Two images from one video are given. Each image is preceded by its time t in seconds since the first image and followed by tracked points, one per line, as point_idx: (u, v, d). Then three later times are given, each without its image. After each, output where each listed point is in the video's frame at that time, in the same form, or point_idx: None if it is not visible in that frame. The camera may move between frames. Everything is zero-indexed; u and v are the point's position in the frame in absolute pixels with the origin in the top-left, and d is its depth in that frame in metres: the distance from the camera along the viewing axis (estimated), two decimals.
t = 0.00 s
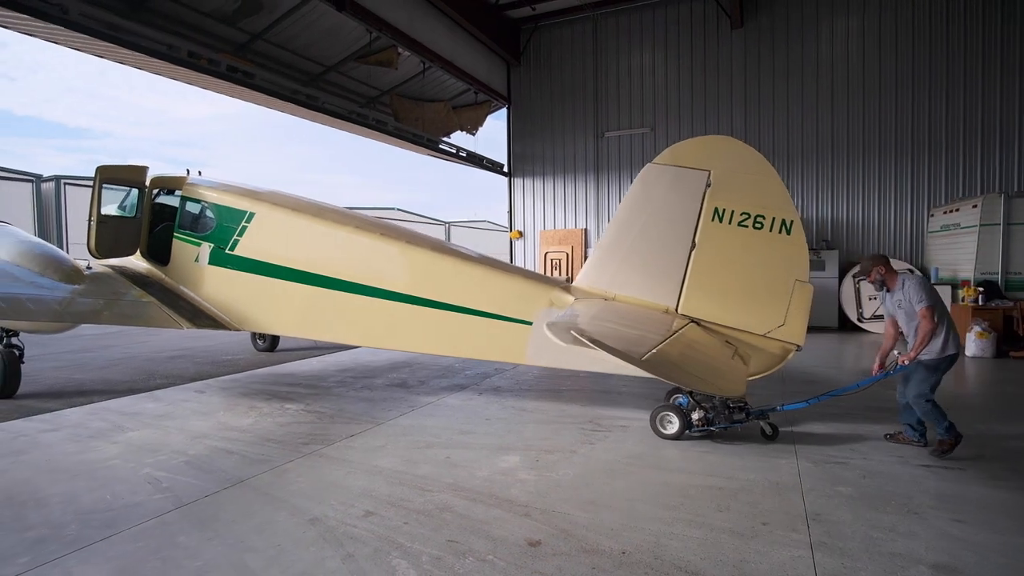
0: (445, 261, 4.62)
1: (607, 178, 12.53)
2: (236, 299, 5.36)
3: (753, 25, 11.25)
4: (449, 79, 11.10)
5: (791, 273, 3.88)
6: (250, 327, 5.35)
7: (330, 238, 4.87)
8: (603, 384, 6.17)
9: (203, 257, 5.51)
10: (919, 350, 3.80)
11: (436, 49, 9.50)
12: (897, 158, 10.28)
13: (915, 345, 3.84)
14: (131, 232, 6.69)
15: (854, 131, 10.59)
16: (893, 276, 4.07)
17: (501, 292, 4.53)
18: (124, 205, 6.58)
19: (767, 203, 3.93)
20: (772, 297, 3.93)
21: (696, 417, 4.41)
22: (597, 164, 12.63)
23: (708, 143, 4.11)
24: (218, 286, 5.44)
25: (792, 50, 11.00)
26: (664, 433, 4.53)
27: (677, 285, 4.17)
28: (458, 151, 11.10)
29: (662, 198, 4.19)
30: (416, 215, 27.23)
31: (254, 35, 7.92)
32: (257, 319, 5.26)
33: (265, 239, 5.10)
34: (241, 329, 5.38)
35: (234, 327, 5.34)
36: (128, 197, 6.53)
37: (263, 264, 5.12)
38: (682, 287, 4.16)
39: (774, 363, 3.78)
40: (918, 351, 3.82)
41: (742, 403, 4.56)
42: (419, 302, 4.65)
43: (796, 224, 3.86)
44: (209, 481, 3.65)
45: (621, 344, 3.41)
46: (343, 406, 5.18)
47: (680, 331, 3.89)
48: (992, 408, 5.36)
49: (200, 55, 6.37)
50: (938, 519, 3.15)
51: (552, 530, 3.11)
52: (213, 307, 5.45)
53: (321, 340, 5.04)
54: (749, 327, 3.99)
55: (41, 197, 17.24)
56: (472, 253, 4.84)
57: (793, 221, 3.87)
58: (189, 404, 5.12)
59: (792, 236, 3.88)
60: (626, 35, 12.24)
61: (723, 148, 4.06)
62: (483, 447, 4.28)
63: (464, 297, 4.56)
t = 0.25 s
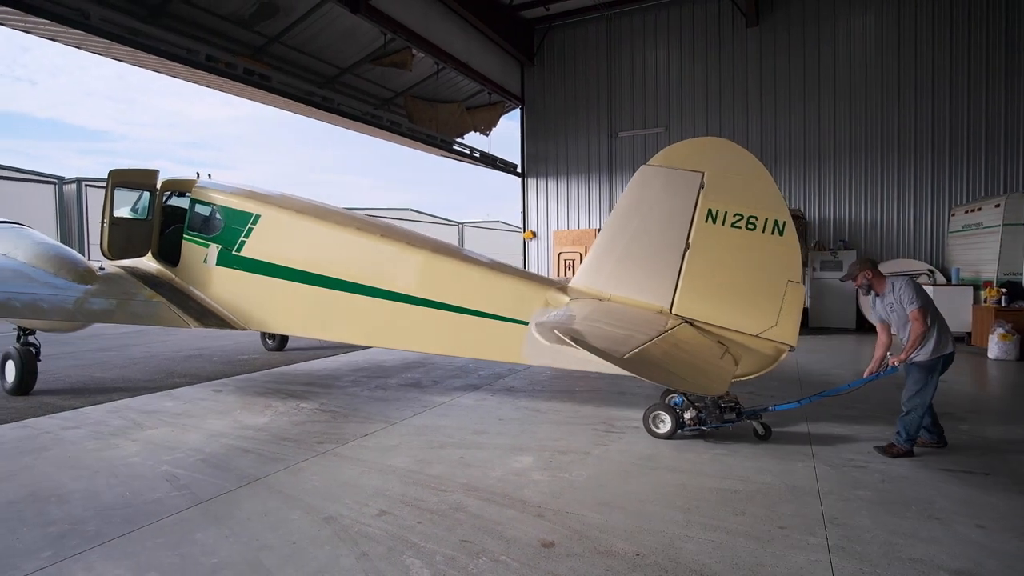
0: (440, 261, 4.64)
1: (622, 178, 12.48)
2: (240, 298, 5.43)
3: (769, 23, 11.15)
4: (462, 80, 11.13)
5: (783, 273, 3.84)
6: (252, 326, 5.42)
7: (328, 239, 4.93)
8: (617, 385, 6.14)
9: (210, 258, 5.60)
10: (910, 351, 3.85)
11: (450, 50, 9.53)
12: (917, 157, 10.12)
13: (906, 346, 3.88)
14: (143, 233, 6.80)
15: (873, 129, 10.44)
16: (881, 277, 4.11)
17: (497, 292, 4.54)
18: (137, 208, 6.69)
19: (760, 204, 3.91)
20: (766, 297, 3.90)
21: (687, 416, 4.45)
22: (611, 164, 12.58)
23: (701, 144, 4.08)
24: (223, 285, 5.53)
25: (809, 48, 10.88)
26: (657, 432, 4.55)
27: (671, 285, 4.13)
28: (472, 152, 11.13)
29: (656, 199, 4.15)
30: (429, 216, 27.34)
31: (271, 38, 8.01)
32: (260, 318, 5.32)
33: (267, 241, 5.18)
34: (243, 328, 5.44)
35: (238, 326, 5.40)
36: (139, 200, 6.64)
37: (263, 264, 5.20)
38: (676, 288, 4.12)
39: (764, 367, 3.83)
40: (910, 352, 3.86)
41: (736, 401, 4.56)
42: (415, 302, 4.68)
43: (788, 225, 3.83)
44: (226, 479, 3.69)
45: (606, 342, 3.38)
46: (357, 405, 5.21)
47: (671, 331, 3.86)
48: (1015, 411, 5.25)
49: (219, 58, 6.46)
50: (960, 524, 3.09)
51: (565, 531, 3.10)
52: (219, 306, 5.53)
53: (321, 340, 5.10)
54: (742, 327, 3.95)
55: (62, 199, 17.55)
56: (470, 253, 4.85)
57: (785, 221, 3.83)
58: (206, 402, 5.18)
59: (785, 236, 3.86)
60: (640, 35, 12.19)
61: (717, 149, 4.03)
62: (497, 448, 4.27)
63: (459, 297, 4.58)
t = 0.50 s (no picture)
0: (440, 262, 4.72)
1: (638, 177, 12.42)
2: (249, 298, 5.54)
3: (787, 20, 11.01)
4: (478, 81, 11.16)
5: (779, 274, 3.83)
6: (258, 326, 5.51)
7: (331, 240, 5.01)
8: (633, 386, 6.10)
9: (222, 259, 5.72)
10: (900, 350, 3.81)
11: (466, 51, 9.55)
12: (940, 154, 9.92)
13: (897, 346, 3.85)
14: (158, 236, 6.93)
15: (895, 127, 10.24)
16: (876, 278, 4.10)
17: (498, 292, 4.60)
18: (152, 211, 6.83)
19: (756, 205, 3.89)
20: (762, 297, 3.89)
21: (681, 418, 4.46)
22: (627, 164, 12.52)
23: (698, 144, 4.05)
24: (233, 286, 5.65)
25: (829, 45, 10.72)
26: (653, 431, 4.56)
27: (668, 285, 4.11)
28: (487, 152, 11.15)
29: (653, 200, 4.13)
30: (444, 217, 27.42)
31: (289, 41, 8.09)
32: (268, 318, 5.43)
33: (273, 242, 5.29)
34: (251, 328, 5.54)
35: (247, 326, 5.50)
36: (154, 202, 6.77)
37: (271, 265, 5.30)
38: (673, 288, 4.10)
39: (758, 366, 3.83)
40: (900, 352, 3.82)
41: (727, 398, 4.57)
42: (416, 301, 4.77)
43: (784, 226, 3.80)
44: (246, 477, 3.73)
45: (598, 341, 3.38)
46: (373, 405, 5.25)
47: (667, 331, 3.86)
48: None
49: (239, 61, 6.55)
50: (987, 531, 3.01)
51: (581, 532, 3.08)
52: (229, 306, 5.67)
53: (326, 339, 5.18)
54: (738, 327, 3.94)
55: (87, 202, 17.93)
56: (471, 254, 4.89)
57: (781, 223, 3.81)
58: (225, 401, 5.25)
59: (781, 237, 3.83)
60: (656, 34, 12.11)
61: (713, 149, 4.00)
62: (513, 448, 4.27)
63: (459, 297, 4.64)
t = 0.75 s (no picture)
0: (441, 262, 4.76)
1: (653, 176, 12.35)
2: (257, 298, 5.68)
3: (806, 16, 10.87)
4: (493, 81, 11.17)
5: (774, 274, 3.88)
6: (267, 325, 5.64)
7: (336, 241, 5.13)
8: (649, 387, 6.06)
9: (232, 260, 5.83)
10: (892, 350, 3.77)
11: (481, 51, 9.56)
12: (964, 152, 9.72)
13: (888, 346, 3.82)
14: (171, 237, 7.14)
15: (918, 124, 10.04)
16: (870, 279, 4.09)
17: (498, 292, 4.62)
18: (167, 213, 7.05)
19: (751, 206, 3.97)
20: (757, 297, 3.94)
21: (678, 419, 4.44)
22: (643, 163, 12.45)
23: (695, 146, 4.13)
24: (242, 286, 5.78)
25: (851, 40, 10.55)
26: (647, 429, 4.59)
27: (664, 285, 4.18)
28: (502, 152, 11.15)
29: (650, 201, 4.20)
30: (459, 216, 27.48)
31: (306, 43, 8.17)
32: (275, 317, 5.55)
33: (281, 243, 5.40)
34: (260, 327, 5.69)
35: (256, 325, 5.64)
36: (167, 205, 6.99)
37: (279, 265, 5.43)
38: (669, 288, 4.17)
39: (751, 365, 3.88)
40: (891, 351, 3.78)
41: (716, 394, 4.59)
42: (416, 301, 4.82)
43: (779, 227, 3.88)
44: (264, 475, 3.77)
45: (589, 338, 3.45)
46: (389, 404, 5.27)
47: (662, 330, 3.93)
48: None
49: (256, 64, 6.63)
50: (1014, 537, 2.94)
51: (597, 533, 3.06)
52: (239, 305, 5.80)
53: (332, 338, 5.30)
54: (734, 327, 3.99)
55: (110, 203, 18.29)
56: (474, 254, 4.95)
57: (776, 223, 3.89)
58: (244, 399, 5.31)
59: (776, 237, 3.92)
60: (673, 32, 12.02)
61: (709, 151, 4.08)
62: (528, 448, 4.26)
63: (459, 297, 4.69)
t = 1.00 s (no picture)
0: (448, 263, 5.00)
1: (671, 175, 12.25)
2: (272, 299, 5.95)
3: (827, 11, 10.70)
4: (509, 81, 11.18)
5: (768, 273, 4.00)
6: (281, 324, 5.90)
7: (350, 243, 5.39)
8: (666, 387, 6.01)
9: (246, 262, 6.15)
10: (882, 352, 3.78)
11: (497, 51, 9.56)
12: (991, 148, 9.49)
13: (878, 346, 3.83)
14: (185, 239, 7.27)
15: (943, 119, 9.82)
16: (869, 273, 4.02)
17: (497, 292, 4.87)
18: (183, 215, 7.17)
19: (746, 206, 4.09)
20: (752, 296, 4.05)
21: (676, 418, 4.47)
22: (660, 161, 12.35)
23: (692, 149, 4.29)
24: (257, 286, 6.05)
25: (873, 34, 10.35)
26: (643, 428, 4.63)
27: (661, 285, 4.33)
28: (518, 152, 11.16)
29: (649, 202, 4.36)
30: (474, 217, 27.51)
31: (323, 45, 8.26)
32: (289, 316, 5.81)
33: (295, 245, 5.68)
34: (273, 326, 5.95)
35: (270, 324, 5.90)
36: (183, 207, 7.08)
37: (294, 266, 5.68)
38: (667, 287, 4.31)
39: (745, 363, 4.01)
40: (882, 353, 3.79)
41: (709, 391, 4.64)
42: (423, 300, 5.06)
43: (775, 226, 3.97)
44: (284, 473, 3.81)
45: (585, 334, 3.59)
46: (406, 403, 5.30)
47: (658, 327, 4.06)
48: None
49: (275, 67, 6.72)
50: None
51: (615, 535, 3.04)
52: (252, 305, 6.08)
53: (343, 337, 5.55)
54: (729, 326, 4.11)
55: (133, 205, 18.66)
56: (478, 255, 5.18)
57: (772, 223, 3.99)
58: (264, 398, 5.38)
59: (771, 237, 4.00)
60: (691, 29, 11.90)
61: (706, 154, 4.22)
62: (545, 449, 4.25)
63: (465, 297, 4.94)
